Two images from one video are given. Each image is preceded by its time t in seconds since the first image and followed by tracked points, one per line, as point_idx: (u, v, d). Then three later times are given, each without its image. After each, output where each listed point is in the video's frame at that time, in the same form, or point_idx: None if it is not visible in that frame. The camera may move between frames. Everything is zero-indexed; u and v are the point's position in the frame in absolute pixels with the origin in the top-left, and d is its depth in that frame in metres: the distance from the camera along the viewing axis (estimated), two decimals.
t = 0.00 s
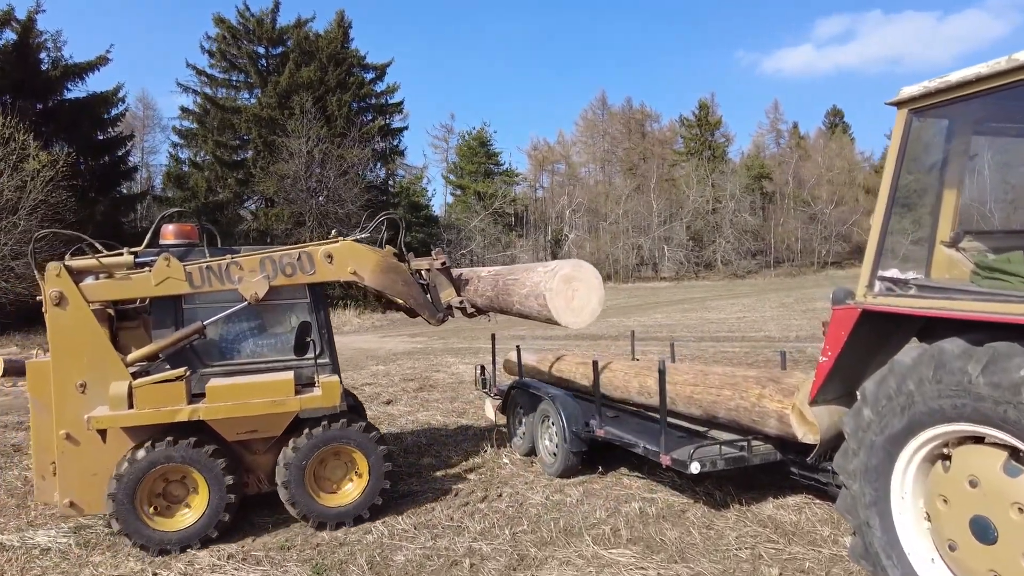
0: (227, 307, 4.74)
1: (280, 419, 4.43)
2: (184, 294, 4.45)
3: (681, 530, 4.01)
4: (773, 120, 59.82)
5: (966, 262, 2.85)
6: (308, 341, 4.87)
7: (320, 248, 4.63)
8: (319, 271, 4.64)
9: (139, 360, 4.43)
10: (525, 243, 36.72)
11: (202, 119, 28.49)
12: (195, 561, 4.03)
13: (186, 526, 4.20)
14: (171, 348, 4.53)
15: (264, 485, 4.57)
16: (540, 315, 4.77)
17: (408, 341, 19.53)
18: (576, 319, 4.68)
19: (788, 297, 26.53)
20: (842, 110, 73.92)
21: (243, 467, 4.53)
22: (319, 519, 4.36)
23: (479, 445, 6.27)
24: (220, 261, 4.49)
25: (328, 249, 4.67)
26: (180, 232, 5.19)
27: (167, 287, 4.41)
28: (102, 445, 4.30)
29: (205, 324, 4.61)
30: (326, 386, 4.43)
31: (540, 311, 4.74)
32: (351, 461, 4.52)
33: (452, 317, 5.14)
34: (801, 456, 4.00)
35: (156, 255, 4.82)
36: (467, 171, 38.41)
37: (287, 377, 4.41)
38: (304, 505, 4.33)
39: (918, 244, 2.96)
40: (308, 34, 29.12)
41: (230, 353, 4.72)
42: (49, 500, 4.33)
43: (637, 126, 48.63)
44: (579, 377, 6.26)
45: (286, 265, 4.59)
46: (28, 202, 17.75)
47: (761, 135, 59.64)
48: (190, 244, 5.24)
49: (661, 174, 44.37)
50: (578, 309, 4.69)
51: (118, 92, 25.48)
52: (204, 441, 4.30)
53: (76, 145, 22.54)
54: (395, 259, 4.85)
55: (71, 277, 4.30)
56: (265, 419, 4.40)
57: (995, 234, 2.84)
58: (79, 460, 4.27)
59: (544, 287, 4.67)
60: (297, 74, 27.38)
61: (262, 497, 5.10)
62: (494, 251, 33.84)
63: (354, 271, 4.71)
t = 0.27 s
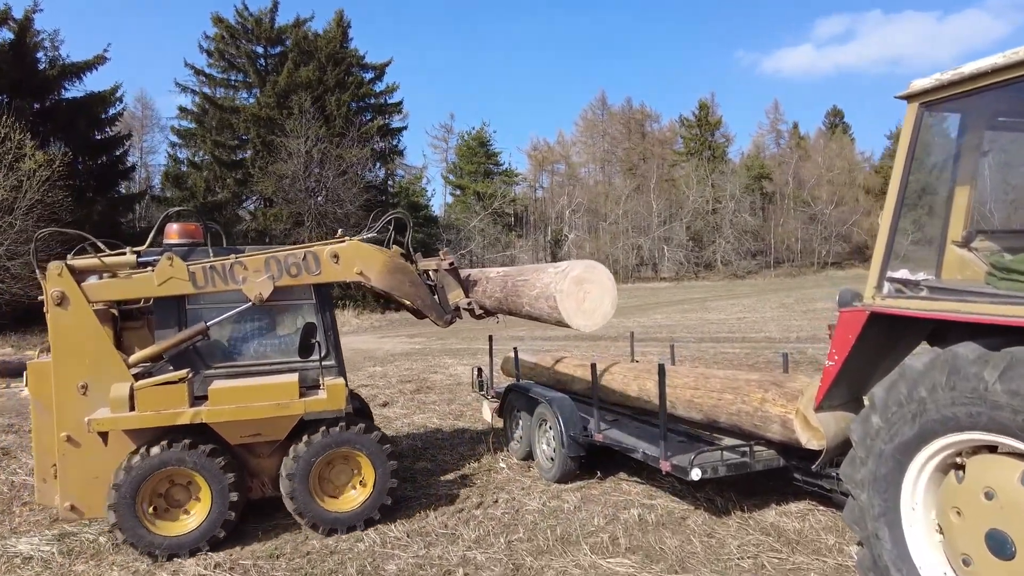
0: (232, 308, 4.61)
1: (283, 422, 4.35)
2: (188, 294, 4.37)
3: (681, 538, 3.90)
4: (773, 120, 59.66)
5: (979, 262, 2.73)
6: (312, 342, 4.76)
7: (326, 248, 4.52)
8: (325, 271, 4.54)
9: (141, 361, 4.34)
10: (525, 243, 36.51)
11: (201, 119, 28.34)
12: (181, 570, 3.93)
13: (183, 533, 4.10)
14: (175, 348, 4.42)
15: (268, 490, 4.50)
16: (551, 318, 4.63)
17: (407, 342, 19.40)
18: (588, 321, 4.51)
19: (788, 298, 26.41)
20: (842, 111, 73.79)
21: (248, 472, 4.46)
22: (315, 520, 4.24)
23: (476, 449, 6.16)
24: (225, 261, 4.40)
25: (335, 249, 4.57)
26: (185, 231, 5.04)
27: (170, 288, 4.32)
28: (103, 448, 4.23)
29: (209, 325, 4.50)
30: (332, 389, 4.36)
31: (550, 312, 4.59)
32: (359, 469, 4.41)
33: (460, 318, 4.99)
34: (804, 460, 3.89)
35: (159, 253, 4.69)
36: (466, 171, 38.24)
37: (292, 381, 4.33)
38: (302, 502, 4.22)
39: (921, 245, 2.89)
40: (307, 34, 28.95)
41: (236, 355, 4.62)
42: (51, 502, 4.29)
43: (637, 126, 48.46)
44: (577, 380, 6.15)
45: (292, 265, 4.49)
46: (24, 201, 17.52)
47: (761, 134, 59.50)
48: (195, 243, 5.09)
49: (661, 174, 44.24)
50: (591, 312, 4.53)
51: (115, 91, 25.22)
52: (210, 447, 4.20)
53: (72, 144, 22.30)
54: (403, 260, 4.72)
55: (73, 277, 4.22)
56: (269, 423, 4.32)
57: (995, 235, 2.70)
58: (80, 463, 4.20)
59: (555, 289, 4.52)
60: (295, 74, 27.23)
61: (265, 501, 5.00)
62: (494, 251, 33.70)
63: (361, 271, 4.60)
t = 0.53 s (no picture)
0: (231, 307, 4.52)
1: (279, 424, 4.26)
2: (187, 293, 4.29)
3: (675, 544, 3.80)
4: (773, 120, 59.52)
5: (986, 260, 2.63)
6: (312, 343, 4.64)
7: (327, 247, 4.42)
8: (326, 271, 4.44)
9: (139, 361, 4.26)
10: (524, 243, 36.36)
11: (199, 119, 28.19)
12: None
13: (173, 536, 4.02)
14: (174, 347, 4.34)
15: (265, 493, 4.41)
16: (554, 319, 4.43)
17: (405, 343, 19.29)
18: (592, 324, 4.30)
19: (788, 298, 26.32)
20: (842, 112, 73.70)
21: (245, 474, 4.38)
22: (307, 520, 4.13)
23: (469, 451, 6.06)
24: (224, 260, 4.30)
25: (336, 249, 4.46)
26: (186, 229, 4.97)
27: (169, 287, 4.24)
28: (99, 448, 4.15)
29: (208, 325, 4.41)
30: (330, 392, 4.27)
31: (553, 314, 4.41)
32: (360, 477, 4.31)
33: (464, 320, 4.88)
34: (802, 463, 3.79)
35: (157, 251, 4.61)
36: (466, 171, 38.03)
37: (290, 383, 4.25)
38: (298, 500, 4.12)
39: (918, 245, 2.80)
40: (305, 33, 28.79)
41: (235, 354, 4.52)
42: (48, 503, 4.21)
43: (637, 126, 48.34)
44: (572, 382, 6.04)
45: (292, 264, 4.39)
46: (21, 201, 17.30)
47: (761, 135, 59.38)
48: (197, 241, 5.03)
49: (660, 174, 44.15)
50: (595, 313, 4.32)
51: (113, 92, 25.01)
52: (206, 449, 4.12)
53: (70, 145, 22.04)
54: (406, 260, 4.61)
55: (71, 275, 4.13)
56: (264, 424, 4.24)
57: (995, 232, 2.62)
58: (76, 463, 4.12)
59: (559, 289, 4.32)
60: (294, 73, 27.10)
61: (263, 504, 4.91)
62: (493, 251, 33.58)
63: (363, 271, 4.49)
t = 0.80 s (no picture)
0: (223, 308, 4.40)
1: (272, 428, 4.14)
2: (178, 294, 4.21)
3: (668, 551, 3.70)
4: (775, 120, 59.31)
5: (987, 259, 2.53)
6: (302, 346, 4.49)
7: (320, 247, 4.33)
8: (319, 271, 4.34)
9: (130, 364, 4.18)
10: (526, 243, 36.19)
11: (199, 119, 28.06)
12: None
13: (161, 543, 3.94)
14: (165, 350, 4.24)
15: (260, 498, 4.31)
16: (546, 320, 4.34)
17: (404, 344, 19.18)
18: (583, 325, 4.17)
19: (790, 298, 26.21)
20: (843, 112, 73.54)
21: (238, 479, 4.28)
22: (296, 517, 4.04)
23: (462, 455, 5.97)
24: (214, 261, 4.21)
25: (329, 248, 4.36)
26: (181, 231, 4.81)
27: (162, 288, 4.18)
28: (90, 454, 4.06)
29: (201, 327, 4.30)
30: (323, 395, 4.16)
31: (544, 315, 4.31)
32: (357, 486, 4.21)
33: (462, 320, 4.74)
34: (799, 468, 3.70)
35: (148, 254, 4.49)
36: (466, 172, 37.76)
37: (280, 386, 4.12)
38: (291, 498, 4.03)
39: (919, 244, 2.70)
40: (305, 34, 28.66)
41: (228, 357, 4.40)
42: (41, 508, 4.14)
43: (638, 126, 48.20)
44: (567, 385, 5.94)
45: (284, 264, 4.29)
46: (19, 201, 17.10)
47: (763, 135, 59.21)
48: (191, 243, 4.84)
49: (661, 174, 44.03)
50: (587, 314, 4.20)
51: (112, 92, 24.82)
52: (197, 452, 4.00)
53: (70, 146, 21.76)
54: (401, 260, 4.50)
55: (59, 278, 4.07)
56: (256, 429, 4.10)
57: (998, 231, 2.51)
58: (67, 469, 4.04)
59: (548, 289, 4.22)
60: (294, 74, 27.00)
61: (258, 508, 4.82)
62: (494, 252, 33.46)
63: (357, 271, 4.38)
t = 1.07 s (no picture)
0: (234, 309, 4.34)
1: (285, 429, 4.08)
2: (187, 295, 4.15)
3: (667, 557, 3.63)
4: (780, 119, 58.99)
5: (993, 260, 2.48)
6: (314, 346, 4.43)
7: (330, 246, 4.28)
8: (329, 271, 4.29)
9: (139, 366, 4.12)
10: (530, 243, 36.05)
11: (203, 120, 27.98)
12: None
13: (165, 546, 3.88)
14: (175, 352, 4.18)
15: (271, 500, 4.25)
16: (563, 320, 4.26)
17: (408, 344, 19.11)
18: (601, 325, 4.09)
19: (795, 298, 26.07)
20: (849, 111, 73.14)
21: (249, 480, 4.22)
22: (301, 505, 3.98)
23: (461, 457, 5.91)
24: (225, 261, 4.17)
25: (339, 248, 4.31)
26: (188, 231, 4.78)
27: (169, 289, 4.11)
28: (101, 456, 4.01)
29: (211, 328, 4.24)
30: (336, 395, 4.10)
31: (561, 315, 4.23)
32: (368, 496, 4.16)
33: (472, 320, 4.66)
34: (800, 472, 3.63)
35: (158, 255, 4.44)
36: (470, 172, 37.46)
37: (292, 386, 4.07)
38: (304, 486, 3.98)
39: (927, 244, 2.63)
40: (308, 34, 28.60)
41: (238, 358, 4.33)
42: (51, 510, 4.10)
43: (642, 126, 48.03)
44: (566, 387, 5.87)
45: (294, 264, 4.24)
46: (24, 202, 16.95)
47: (767, 134, 58.94)
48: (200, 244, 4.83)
49: (666, 174, 43.89)
50: (604, 314, 4.12)
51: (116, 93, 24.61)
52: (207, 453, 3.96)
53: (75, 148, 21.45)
54: (412, 259, 4.47)
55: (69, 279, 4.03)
56: (268, 430, 4.05)
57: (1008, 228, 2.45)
58: (78, 472, 3.99)
59: (566, 289, 4.14)
60: (297, 75, 26.97)
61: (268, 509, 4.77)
62: (498, 252, 33.37)
63: (367, 271, 4.34)
